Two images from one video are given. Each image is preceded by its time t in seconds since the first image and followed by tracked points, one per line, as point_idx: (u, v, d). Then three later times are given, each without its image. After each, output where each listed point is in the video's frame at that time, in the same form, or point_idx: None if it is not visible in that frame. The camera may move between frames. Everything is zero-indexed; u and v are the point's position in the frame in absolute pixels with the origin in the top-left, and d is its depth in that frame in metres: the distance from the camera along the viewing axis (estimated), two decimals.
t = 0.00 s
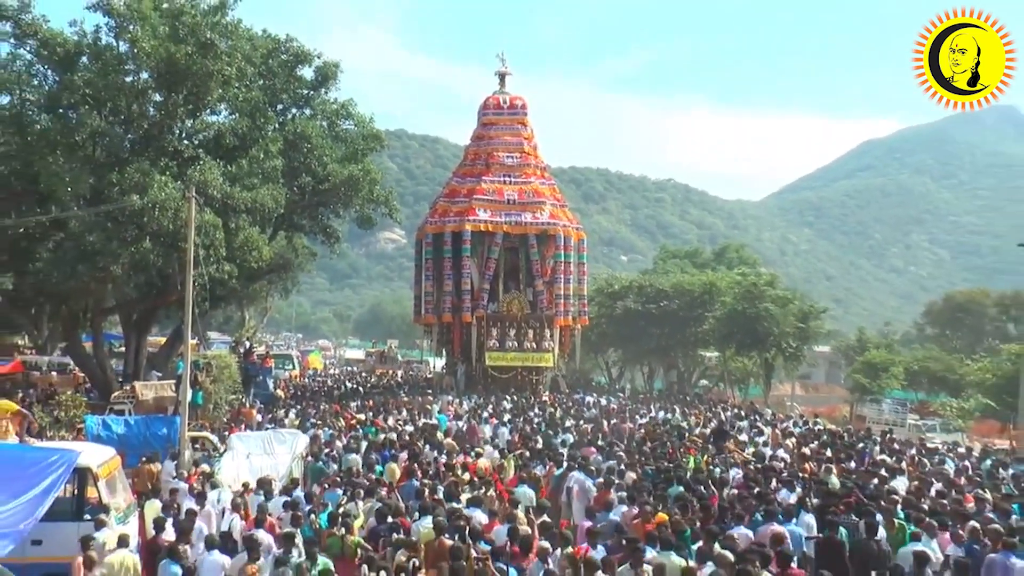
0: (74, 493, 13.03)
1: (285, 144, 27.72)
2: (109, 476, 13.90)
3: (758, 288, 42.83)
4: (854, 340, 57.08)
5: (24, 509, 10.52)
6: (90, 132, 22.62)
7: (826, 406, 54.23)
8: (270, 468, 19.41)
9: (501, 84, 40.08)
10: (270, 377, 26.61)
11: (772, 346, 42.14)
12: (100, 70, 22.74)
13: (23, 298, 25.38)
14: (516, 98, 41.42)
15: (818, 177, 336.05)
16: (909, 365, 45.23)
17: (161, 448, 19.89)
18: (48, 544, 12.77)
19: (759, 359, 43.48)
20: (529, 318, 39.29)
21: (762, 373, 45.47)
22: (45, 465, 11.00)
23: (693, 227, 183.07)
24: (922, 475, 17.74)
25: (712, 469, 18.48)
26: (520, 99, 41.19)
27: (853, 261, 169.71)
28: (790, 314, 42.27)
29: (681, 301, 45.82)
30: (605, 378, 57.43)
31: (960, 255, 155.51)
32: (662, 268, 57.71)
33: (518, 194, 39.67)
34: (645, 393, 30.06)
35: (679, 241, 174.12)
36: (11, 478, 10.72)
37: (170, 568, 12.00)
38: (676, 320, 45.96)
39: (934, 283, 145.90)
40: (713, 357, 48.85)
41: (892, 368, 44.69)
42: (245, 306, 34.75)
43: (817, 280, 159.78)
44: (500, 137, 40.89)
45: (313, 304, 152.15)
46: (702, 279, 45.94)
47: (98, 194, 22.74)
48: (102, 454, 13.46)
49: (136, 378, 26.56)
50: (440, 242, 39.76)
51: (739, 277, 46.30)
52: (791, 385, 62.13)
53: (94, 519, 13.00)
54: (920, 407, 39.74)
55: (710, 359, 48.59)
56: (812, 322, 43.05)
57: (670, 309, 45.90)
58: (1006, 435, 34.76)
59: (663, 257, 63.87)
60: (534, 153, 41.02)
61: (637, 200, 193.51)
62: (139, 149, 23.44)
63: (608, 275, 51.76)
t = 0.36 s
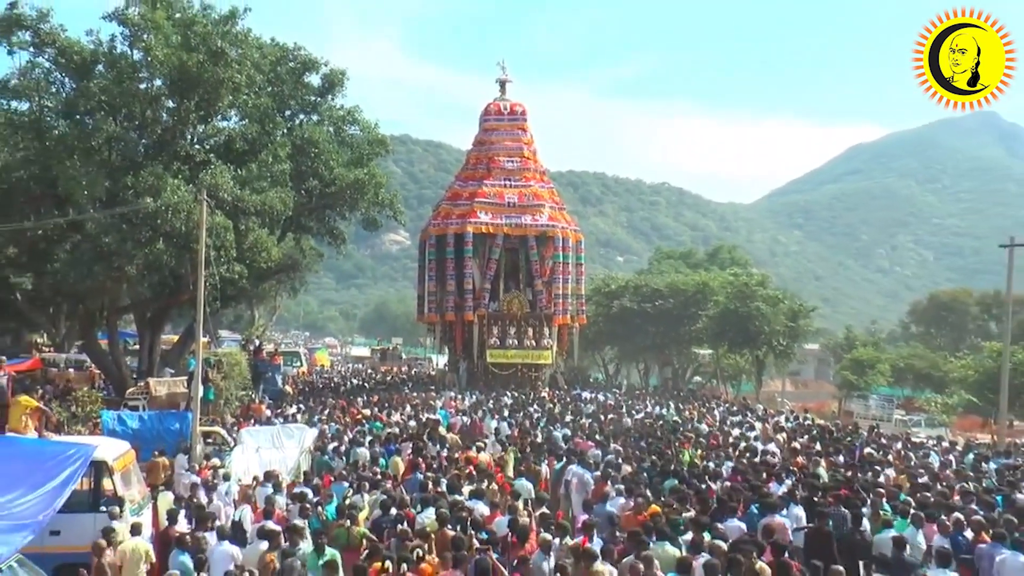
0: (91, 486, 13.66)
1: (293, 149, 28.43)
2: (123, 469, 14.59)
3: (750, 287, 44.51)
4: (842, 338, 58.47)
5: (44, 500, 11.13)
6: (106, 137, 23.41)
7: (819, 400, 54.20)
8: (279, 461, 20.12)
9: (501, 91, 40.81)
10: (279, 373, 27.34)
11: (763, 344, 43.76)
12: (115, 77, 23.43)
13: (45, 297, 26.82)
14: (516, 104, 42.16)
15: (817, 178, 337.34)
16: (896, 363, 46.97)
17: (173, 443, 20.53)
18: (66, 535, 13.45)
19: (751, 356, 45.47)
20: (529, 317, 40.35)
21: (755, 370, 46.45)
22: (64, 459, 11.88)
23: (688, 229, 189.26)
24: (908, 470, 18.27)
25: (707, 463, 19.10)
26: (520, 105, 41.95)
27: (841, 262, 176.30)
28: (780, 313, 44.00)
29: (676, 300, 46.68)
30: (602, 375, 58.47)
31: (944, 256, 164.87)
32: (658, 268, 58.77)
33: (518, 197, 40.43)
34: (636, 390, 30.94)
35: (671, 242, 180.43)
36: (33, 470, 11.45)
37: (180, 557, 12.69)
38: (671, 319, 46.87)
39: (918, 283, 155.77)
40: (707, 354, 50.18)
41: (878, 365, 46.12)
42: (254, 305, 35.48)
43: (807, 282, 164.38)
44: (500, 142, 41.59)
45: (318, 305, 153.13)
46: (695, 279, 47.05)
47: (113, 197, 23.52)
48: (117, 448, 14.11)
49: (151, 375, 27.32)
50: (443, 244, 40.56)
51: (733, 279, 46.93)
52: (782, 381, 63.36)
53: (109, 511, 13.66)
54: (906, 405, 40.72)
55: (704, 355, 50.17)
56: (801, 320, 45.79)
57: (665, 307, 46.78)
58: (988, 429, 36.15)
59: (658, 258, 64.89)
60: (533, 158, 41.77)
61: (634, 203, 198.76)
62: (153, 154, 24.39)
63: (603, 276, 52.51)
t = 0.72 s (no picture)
0: (109, 477, 14.47)
1: (302, 154, 29.32)
2: (141, 460, 15.33)
3: (740, 287, 45.63)
4: (828, 336, 60.28)
5: (65, 492, 11.25)
6: (124, 143, 24.30)
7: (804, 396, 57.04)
8: (288, 453, 20.81)
9: (501, 98, 41.71)
10: (288, 369, 28.21)
11: (753, 341, 44.77)
12: (132, 85, 24.39)
13: (65, 296, 27.80)
14: (517, 111, 43.30)
15: (815, 178, 339.64)
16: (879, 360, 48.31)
17: (188, 435, 21.46)
18: (86, 523, 14.28)
19: (740, 353, 46.43)
20: (528, 315, 41.50)
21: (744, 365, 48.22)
22: (83, 452, 12.34)
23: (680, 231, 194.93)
24: (892, 462, 19.01)
25: (698, 455, 19.89)
26: (520, 112, 43.07)
27: (825, 262, 179.64)
28: (769, 311, 44.98)
29: (669, 299, 48.13)
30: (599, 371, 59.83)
31: (926, 256, 166.51)
32: (652, 268, 60.00)
33: (518, 200, 41.43)
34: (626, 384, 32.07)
35: (666, 243, 185.12)
36: (55, 461, 11.86)
37: (191, 544, 13.49)
38: (664, 317, 48.21)
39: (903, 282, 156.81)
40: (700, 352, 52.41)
41: (862, 361, 48.12)
42: (264, 303, 36.04)
43: (796, 279, 165.27)
44: (500, 148, 42.87)
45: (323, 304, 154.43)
46: (687, 279, 48.68)
47: (130, 200, 24.40)
48: (134, 441, 14.84)
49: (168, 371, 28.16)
50: (446, 245, 41.39)
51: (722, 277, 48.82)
52: (772, 378, 65.15)
53: (126, 501, 14.40)
54: (889, 400, 41.80)
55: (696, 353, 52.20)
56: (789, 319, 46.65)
57: (658, 306, 48.15)
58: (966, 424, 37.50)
59: (653, 258, 66.22)
60: (533, 163, 43.03)
61: (629, 206, 206.68)
62: (168, 158, 25.29)
63: (599, 276, 54.47)
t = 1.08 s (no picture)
0: (128, 466, 15.36)
1: (311, 159, 30.39)
2: (158, 450, 16.25)
3: (729, 286, 47.15)
4: (813, 332, 62.59)
5: (86, 480, 11.80)
6: (142, 148, 25.69)
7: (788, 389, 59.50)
8: (297, 445, 21.76)
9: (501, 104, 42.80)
10: (297, 364, 29.31)
11: (740, 337, 46.37)
12: (149, 93, 25.68)
13: (87, 295, 28.79)
14: (516, 118, 44.81)
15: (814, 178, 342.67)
16: (860, 354, 50.62)
17: (202, 427, 22.50)
18: (106, 510, 15.20)
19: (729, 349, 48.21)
20: (526, 313, 42.60)
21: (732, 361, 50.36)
22: (104, 442, 13.19)
23: (671, 233, 205.02)
24: (872, 451, 19.96)
25: (689, 446, 20.81)
26: (519, 119, 44.56)
27: (812, 264, 186.88)
28: (756, 309, 46.53)
29: (661, 297, 50.44)
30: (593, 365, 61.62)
31: (904, 256, 179.11)
32: (645, 268, 61.44)
33: (518, 204, 42.83)
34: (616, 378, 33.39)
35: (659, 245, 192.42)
36: (79, 452, 12.62)
37: (205, 531, 14.26)
38: (657, 314, 50.55)
39: (882, 282, 169.07)
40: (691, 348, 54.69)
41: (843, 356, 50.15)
42: (275, 300, 36.89)
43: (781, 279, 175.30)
44: (500, 153, 44.30)
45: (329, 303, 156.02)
46: (679, 279, 50.98)
47: (148, 203, 25.55)
48: (152, 433, 15.86)
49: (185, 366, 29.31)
50: (447, 245, 42.25)
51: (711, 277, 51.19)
52: (759, 373, 67.51)
53: (143, 489, 15.32)
54: (870, 391, 43.58)
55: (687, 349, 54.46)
56: (775, 315, 47.61)
57: (652, 305, 50.51)
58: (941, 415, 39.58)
59: (646, 258, 67.85)
60: (531, 167, 44.40)
61: (624, 210, 214.31)
62: (183, 163, 26.51)
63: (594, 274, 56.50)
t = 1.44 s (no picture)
0: (141, 455, 15.85)
1: (316, 159, 31.29)
2: (170, 440, 16.68)
3: (719, 281, 49.55)
4: (798, 327, 65.24)
5: (103, 468, 11.90)
6: (154, 149, 26.85)
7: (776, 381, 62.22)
8: (303, 434, 22.69)
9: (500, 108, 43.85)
10: (304, 357, 30.37)
11: (730, 332, 48.71)
12: (161, 96, 26.93)
13: (103, 290, 29.73)
14: (514, 120, 45.86)
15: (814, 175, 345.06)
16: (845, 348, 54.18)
17: (213, 417, 23.32)
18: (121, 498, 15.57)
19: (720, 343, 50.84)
20: (524, 308, 43.58)
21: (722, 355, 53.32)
22: (119, 432, 13.38)
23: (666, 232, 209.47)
24: (856, 440, 20.82)
25: (681, 435, 21.61)
26: (517, 121, 45.63)
27: (795, 262, 195.93)
28: (745, 304, 48.84)
29: (653, 293, 51.60)
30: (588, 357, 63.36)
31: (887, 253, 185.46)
32: (637, 265, 62.83)
33: (516, 203, 43.85)
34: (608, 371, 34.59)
35: (650, 242, 199.16)
36: (95, 441, 12.72)
37: (214, 516, 14.72)
38: (649, 309, 51.68)
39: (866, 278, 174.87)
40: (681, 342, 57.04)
41: (829, 350, 53.33)
42: (282, 296, 37.89)
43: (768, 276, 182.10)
44: (499, 154, 45.23)
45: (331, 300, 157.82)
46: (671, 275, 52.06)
47: (160, 202, 26.59)
48: (164, 424, 16.28)
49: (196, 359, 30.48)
50: (447, 243, 43.42)
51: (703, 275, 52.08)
52: (747, 365, 70.42)
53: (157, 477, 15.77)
54: (853, 384, 45.90)
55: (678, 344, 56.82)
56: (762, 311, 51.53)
57: (644, 299, 51.77)
58: (920, 406, 41.57)
59: (639, 255, 69.28)
60: (528, 167, 45.27)
61: (617, 209, 221.20)
62: (194, 163, 27.51)
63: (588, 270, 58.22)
